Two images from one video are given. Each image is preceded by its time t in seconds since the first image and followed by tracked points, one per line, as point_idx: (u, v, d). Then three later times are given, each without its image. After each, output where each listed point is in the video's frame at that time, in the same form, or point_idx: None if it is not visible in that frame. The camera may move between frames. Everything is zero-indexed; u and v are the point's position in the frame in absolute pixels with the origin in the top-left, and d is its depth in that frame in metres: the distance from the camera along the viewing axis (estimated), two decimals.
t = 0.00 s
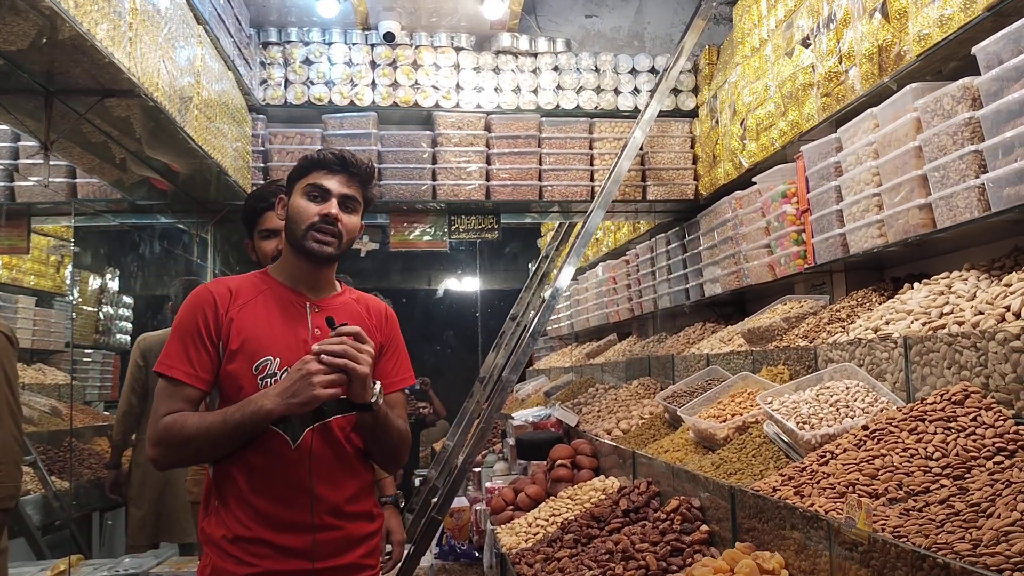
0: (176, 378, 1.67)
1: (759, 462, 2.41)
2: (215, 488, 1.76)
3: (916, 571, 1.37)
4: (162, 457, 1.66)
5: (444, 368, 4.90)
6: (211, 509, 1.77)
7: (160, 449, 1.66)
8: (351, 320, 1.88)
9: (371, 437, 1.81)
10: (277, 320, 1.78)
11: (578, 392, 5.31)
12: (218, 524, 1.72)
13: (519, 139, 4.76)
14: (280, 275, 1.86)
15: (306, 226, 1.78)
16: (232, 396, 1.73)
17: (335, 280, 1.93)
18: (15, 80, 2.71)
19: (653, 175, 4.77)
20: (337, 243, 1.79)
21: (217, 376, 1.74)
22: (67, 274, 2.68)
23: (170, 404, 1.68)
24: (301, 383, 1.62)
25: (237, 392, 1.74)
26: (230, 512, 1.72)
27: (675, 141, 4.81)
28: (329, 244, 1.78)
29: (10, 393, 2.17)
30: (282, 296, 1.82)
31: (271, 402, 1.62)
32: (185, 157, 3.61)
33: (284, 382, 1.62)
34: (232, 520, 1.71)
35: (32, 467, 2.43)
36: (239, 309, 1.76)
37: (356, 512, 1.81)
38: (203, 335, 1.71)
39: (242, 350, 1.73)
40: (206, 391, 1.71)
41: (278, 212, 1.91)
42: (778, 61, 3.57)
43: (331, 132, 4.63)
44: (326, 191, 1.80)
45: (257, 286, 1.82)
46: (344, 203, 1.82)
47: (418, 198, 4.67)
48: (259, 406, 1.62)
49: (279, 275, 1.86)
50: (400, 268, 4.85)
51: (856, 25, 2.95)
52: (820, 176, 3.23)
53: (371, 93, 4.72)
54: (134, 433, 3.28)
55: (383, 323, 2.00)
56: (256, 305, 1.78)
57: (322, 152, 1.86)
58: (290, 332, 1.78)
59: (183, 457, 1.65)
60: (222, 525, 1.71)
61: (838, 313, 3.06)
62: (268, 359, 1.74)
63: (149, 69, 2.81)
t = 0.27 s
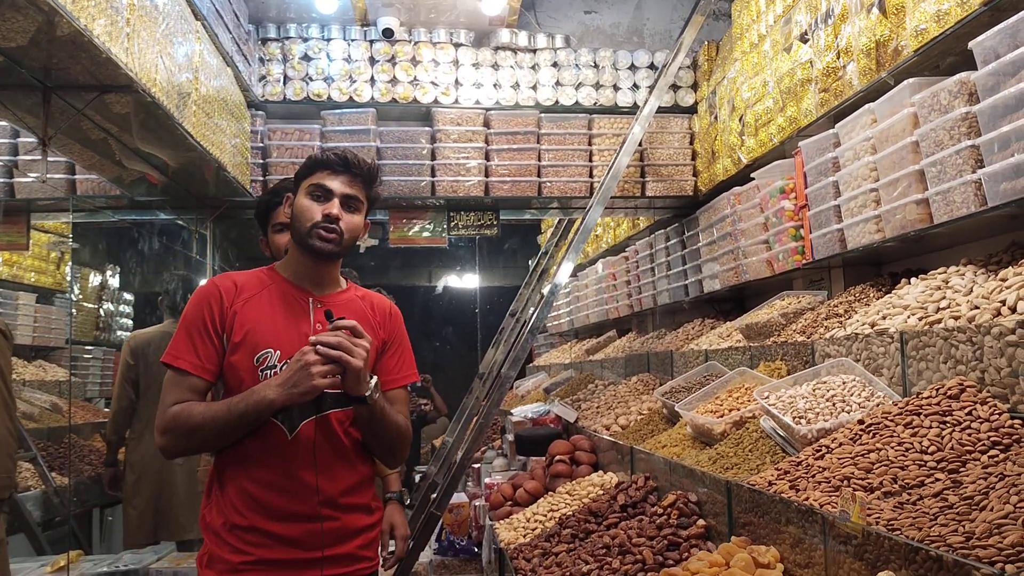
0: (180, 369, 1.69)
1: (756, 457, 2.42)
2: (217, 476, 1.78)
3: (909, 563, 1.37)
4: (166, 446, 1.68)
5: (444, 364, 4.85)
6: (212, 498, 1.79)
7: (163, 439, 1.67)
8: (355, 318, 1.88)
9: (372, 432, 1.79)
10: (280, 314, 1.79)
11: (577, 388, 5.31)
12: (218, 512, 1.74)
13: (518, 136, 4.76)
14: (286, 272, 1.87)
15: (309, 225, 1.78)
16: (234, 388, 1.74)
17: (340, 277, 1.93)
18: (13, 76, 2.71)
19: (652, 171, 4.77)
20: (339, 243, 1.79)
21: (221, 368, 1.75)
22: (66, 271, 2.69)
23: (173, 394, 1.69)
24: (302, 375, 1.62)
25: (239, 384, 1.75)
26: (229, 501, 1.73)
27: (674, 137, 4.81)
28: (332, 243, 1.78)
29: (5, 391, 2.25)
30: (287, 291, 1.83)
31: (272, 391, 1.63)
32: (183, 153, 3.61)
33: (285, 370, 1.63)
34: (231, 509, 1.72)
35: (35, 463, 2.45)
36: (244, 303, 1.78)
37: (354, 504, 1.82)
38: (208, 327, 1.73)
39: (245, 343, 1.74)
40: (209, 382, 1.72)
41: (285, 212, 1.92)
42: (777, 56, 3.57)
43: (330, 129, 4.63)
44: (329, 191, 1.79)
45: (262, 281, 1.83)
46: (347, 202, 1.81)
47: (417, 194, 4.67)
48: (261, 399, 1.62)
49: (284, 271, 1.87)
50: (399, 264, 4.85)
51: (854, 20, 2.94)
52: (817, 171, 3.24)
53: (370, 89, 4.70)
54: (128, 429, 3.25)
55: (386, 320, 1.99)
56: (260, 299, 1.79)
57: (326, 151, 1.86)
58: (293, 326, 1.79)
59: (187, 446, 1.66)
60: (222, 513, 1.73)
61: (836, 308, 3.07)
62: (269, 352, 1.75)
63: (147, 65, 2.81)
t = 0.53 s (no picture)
0: (182, 363, 1.69)
1: (756, 451, 2.43)
2: (218, 469, 1.79)
3: (907, 555, 1.38)
4: (167, 440, 1.68)
5: (444, 360, 4.90)
6: (214, 492, 1.79)
7: (166, 432, 1.68)
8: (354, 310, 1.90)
9: (371, 425, 1.79)
10: (279, 308, 1.80)
11: (578, 384, 5.31)
12: (219, 505, 1.75)
13: (519, 132, 4.76)
14: (284, 267, 1.87)
15: (306, 220, 1.79)
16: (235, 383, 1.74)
17: (338, 271, 1.94)
18: (14, 71, 2.71)
19: (653, 167, 4.77)
20: (336, 236, 1.80)
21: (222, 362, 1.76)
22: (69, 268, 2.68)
23: (175, 388, 1.70)
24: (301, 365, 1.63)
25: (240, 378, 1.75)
26: (230, 494, 1.73)
27: (675, 133, 4.80)
28: (329, 237, 1.79)
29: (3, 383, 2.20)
30: (286, 285, 1.84)
31: (273, 382, 1.63)
32: (184, 148, 3.61)
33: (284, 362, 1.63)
34: (232, 502, 1.73)
35: (36, 459, 2.45)
36: (244, 297, 1.78)
37: (355, 497, 1.82)
38: (208, 321, 1.73)
39: (246, 337, 1.75)
40: (211, 376, 1.73)
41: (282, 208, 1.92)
42: (777, 51, 3.57)
43: (330, 125, 4.61)
44: (324, 185, 1.82)
45: (261, 276, 1.84)
46: (344, 196, 1.83)
47: (419, 190, 4.67)
48: (261, 389, 1.62)
49: (282, 267, 1.87)
50: (400, 260, 4.85)
51: (854, 15, 2.94)
52: (818, 166, 3.23)
53: (371, 85, 4.71)
54: (122, 429, 3.25)
55: (384, 313, 2.00)
56: (260, 293, 1.80)
57: (320, 146, 1.88)
58: (293, 320, 1.79)
59: (188, 439, 1.67)
60: (223, 506, 1.74)
61: (836, 303, 3.07)
62: (269, 345, 1.75)
63: (147, 60, 2.81)
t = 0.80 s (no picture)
0: (188, 362, 1.71)
1: (759, 447, 2.43)
2: (223, 465, 1.80)
3: (909, 550, 1.38)
4: (174, 438, 1.70)
5: (448, 357, 4.91)
6: (219, 487, 1.81)
7: (172, 430, 1.69)
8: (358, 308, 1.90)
9: (376, 421, 1.80)
10: (284, 307, 1.80)
11: (582, 382, 5.31)
12: (224, 500, 1.76)
13: (522, 129, 4.77)
14: (288, 265, 1.88)
15: (309, 220, 1.78)
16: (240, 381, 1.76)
17: (342, 270, 1.95)
18: (19, 69, 2.72)
19: (656, 165, 4.77)
20: (340, 236, 1.79)
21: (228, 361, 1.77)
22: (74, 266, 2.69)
23: (182, 387, 1.71)
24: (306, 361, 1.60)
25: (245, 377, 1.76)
26: (235, 490, 1.75)
27: (678, 130, 4.80)
28: (333, 237, 1.78)
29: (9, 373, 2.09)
30: (290, 284, 1.84)
31: (278, 378, 1.63)
32: (188, 146, 3.61)
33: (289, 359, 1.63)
34: (237, 497, 1.74)
35: (41, 456, 2.47)
36: (249, 296, 1.79)
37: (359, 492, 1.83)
38: (214, 320, 1.75)
39: (251, 336, 1.76)
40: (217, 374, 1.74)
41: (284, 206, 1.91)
42: (781, 48, 3.56)
43: (334, 123, 4.62)
44: (327, 184, 1.78)
45: (266, 274, 1.84)
46: (346, 195, 1.80)
47: (422, 188, 4.67)
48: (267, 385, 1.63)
49: (287, 265, 1.88)
50: (403, 258, 4.86)
51: (858, 12, 2.94)
52: (822, 163, 3.23)
53: (374, 83, 4.72)
54: (119, 429, 3.18)
55: (387, 310, 2.00)
56: (265, 292, 1.80)
57: (322, 145, 1.86)
58: (297, 319, 1.80)
59: (195, 436, 1.68)
60: (228, 501, 1.75)
61: (840, 300, 3.07)
62: (274, 344, 1.76)
63: (151, 58, 2.82)
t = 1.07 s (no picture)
0: (193, 361, 1.72)
1: (761, 445, 2.44)
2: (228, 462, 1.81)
3: (911, 546, 1.39)
4: (178, 436, 1.71)
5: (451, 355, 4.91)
6: (224, 483, 1.82)
7: (176, 429, 1.70)
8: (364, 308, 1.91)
9: (383, 418, 1.81)
10: (290, 307, 1.81)
11: (586, 380, 5.31)
12: (228, 497, 1.77)
13: (526, 128, 4.77)
14: (295, 264, 1.89)
15: (318, 220, 1.79)
16: (245, 381, 1.77)
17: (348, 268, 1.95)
18: (25, 68, 2.74)
19: (660, 163, 4.77)
20: (349, 237, 1.80)
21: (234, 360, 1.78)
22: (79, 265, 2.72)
23: (188, 386, 1.73)
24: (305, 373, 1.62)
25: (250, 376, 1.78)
26: (239, 487, 1.76)
27: (682, 128, 4.80)
28: (342, 238, 1.80)
29: (15, 367, 2.08)
30: (296, 284, 1.84)
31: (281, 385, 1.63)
32: (192, 145, 3.62)
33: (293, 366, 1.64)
34: (241, 494, 1.75)
35: (48, 454, 2.48)
36: (255, 296, 1.80)
37: (363, 489, 1.84)
38: (220, 320, 1.76)
39: (256, 336, 1.77)
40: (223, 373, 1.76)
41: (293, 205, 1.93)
42: (784, 47, 3.57)
43: (338, 122, 4.64)
44: (338, 185, 1.80)
45: (272, 274, 1.85)
46: (357, 195, 1.82)
47: (426, 186, 4.67)
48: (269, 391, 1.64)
49: (293, 264, 1.89)
50: (407, 256, 4.87)
51: (861, 10, 2.94)
52: (825, 162, 3.23)
53: (378, 81, 4.73)
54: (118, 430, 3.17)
55: (392, 308, 2.02)
56: (271, 292, 1.81)
57: (333, 146, 1.87)
58: (303, 319, 1.81)
59: (200, 436, 1.69)
60: (232, 498, 1.76)
61: (843, 298, 3.08)
62: (279, 345, 1.77)
63: (156, 57, 2.83)
